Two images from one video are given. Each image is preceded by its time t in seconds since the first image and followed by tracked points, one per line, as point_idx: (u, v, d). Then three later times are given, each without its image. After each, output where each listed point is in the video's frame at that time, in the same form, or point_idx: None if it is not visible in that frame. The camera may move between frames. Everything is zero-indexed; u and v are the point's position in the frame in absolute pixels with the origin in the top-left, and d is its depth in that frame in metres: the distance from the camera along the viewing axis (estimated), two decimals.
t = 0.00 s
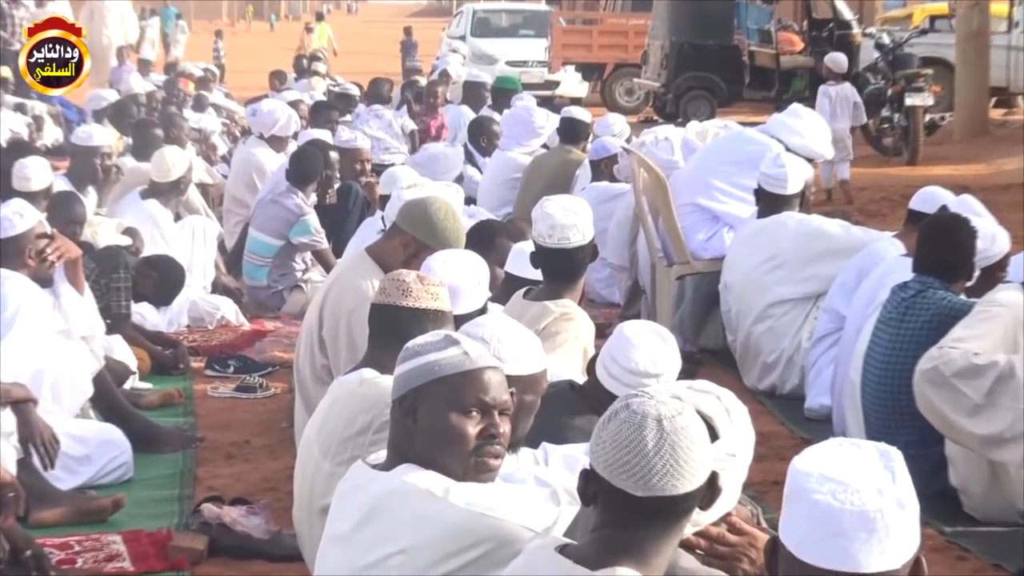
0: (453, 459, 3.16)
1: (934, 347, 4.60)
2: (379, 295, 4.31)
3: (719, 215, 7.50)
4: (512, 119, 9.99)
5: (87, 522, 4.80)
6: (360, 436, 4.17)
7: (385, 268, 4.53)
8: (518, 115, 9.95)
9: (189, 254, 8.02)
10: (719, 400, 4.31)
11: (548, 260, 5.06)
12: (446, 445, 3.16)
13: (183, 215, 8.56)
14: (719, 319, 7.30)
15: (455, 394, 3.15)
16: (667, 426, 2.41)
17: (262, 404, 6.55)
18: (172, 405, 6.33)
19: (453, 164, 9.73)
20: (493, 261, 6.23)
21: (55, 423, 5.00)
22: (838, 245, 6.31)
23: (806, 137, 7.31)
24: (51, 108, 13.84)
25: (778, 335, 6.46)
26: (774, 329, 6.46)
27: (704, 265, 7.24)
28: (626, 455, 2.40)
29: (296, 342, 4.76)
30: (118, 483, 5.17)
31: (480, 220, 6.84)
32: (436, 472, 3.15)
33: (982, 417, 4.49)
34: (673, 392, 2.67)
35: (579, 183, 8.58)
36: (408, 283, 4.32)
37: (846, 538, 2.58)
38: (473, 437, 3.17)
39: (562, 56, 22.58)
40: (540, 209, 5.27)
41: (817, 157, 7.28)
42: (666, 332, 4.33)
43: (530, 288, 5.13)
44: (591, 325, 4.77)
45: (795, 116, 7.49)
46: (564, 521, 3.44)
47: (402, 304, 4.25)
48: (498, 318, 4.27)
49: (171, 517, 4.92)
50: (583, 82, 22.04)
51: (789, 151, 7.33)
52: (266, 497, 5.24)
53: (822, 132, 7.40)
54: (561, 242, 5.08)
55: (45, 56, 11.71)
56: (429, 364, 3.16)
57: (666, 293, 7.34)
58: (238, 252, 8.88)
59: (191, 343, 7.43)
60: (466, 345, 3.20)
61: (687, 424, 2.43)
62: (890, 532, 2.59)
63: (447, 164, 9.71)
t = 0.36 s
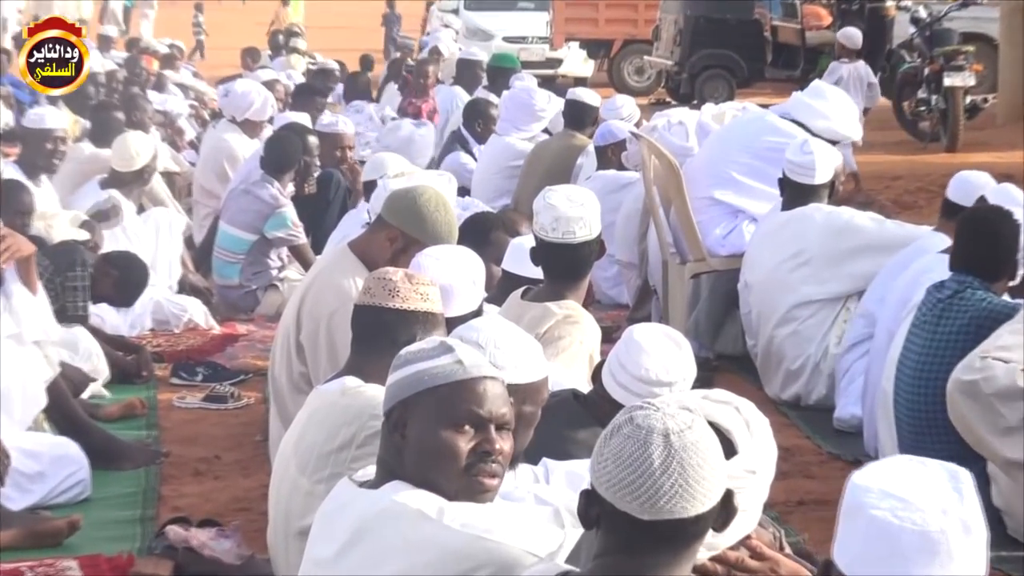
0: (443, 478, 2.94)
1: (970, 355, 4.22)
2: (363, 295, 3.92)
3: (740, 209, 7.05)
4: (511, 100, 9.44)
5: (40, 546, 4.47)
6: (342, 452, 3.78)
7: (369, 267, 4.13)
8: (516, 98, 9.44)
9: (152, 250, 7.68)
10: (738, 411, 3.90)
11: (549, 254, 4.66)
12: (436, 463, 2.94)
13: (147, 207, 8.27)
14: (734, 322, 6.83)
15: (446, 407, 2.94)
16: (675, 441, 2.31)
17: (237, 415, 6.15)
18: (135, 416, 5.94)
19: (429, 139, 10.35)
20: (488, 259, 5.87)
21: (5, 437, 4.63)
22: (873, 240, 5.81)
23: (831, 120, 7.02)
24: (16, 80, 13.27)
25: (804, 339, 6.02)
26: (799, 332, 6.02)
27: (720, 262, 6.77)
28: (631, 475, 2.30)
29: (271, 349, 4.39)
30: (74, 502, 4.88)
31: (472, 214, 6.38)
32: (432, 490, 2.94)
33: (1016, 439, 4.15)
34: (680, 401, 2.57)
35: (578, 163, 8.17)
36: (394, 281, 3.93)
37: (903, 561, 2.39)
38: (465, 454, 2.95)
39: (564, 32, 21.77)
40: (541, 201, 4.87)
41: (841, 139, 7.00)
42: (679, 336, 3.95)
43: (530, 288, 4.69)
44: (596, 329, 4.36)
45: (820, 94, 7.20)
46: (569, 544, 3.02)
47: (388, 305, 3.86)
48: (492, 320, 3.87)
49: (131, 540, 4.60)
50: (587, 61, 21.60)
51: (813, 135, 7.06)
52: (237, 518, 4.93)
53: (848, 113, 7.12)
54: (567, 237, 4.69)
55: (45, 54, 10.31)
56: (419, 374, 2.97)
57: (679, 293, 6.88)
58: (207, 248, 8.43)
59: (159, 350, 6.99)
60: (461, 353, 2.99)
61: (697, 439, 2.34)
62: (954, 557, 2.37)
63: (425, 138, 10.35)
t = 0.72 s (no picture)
0: (432, 499, 2.61)
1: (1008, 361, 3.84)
2: (342, 294, 3.58)
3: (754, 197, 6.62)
4: (506, 82, 9.07)
5: None
6: (319, 465, 3.44)
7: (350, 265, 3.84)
8: (514, 75, 9.08)
9: (111, 246, 7.36)
10: (754, 422, 3.57)
11: (544, 249, 4.31)
12: (422, 481, 2.61)
13: (105, 196, 7.94)
14: (748, 326, 6.41)
15: (435, 420, 2.61)
16: (685, 455, 2.23)
17: (203, 427, 5.87)
18: (93, 426, 5.62)
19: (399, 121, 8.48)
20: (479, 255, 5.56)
21: None
22: (901, 234, 5.46)
23: (852, 96, 6.79)
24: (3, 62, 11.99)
25: (826, 343, 5.66)
26: (820, 336, 5.67)
27: (734, 259, 6.33)
28: (639, 490, 2.22)
29: (242, 351, 4.10)
30: (25, 522, 4.59)
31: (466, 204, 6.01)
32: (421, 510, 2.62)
33: None
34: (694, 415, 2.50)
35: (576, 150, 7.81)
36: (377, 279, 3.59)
37: None
38: (455, 473, 2.61)
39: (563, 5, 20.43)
40: (537, 192, 4.52)
41: (864, 117, 6.78)
42: (692, 341, 3.63)
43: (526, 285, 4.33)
44: (598, 330, 4.01)
45: (841, 76, 7.00)
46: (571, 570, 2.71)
47: (370, 306, 3.52)
48: (485, 321, 3.54)
49: (90, 563, 4.34)
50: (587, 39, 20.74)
51: (834, 112, 6.84)
52: (204, 539, 4.67)
53: (871, 92, 6.88)
54: (564, 230, 4.34)
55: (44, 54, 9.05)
56: (405, 382, 2.64)
57: (689, 291, 6.48)
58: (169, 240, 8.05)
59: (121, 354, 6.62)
60: (453, 360, 2.66)
61: (710, 452, 2.26)
62: None
63: (395, 120, 8.49)
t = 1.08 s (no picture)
0: (425, 526, 2.34)
1: None
2: (324, 299, 3.25)
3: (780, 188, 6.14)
4: (506, 65, 8.72)
5: None
6: (298, 487, 3.12)
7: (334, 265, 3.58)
8: (513, 56, 8.77)
9: (69, 247, 7.01)
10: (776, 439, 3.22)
11: (547, 250, 3.99)
12: (414, 506, 2.34)
13: (64, 189, 7.65)
14: (769, 335, 6.03)
15: (429, 437, 2.34)
16: (703, 474, 2.02)
17: (171, 445, 5.54)
18: (51, 444, 5.35)
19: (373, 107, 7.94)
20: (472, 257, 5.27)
21: None
22: (936, 232, 5.00)
23: (879, 77, 6.54)
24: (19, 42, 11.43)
25: (856, 353, 5.23)
26: (848, 344, 5.25)
27: (752, 260, 5.90)
28: (652, 512, 2.00)
29: (214, 362, 3.85)
30: None
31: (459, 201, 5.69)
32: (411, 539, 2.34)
33: None
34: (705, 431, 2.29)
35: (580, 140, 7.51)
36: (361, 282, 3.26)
37: None
38: (451, 496, 2.34)
39: None
40: (537, 186, 4.21)
41: (894, 100, 6.50)
42: (709, 350, 3.30)
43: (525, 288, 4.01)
44: (605, 338, 3.69)
45: (868, 55, 6.74)
46: None
47: (354, 313, 3.19)
48: (481, 329, 3.23)
49: None
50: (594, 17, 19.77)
51: (861, 94, 6.57)
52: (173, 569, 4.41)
53: (899, 71, 6.61)
54: (566, 230, 4.03)
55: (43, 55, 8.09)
56: (394, 396, 2.38)
57: (705, 297, 5.99)
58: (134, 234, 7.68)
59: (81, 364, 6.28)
60: (448, 372, 2.39)
61: (728, 471, 2.05)
62: None
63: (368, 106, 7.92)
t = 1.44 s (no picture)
0: (405, 550, 2.03)
1: None
2: (292, 304, 2.92)
3: (802, 177, 5.73)
4: (495, 43, 8.38)
5: None
6: (265, 513, 2.78)
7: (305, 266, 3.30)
8: (505, 32, 8.44)
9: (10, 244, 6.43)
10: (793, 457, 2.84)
11: (541, 251, 3.66)
12: (394, 531, 2.04)
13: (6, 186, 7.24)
14: (789, 343, 5.57)
15: (408, 454, 2.03)
16: (710, 495, 1.70)
17: (124, 466, 5.22)
18: None
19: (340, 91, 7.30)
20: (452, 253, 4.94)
21: None
22: (974, 229, 4.56)
23: (913, 58, 6.24)
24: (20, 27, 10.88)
25: (886, 363, 4.82)
26: (877, 353, 4.83)
27: (770, 260, 5.53)
28: (654, 539, 1.68)
29: (171, 373, 3.55)
30: None
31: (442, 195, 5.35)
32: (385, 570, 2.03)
33: None
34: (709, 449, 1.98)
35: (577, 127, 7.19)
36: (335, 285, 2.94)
37: None
38: (436, 519, 2.04)
39: None
40: (530, 179, 3.86)
41: (930, 84, 6.22)
42: (721, 362, 2.96)
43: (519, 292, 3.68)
44: (603, 348, 3.36)
45: (901, 34, 6.43)
46: None
47: (327, 318, 2.87)
48: (467, 336, 2.90)
49: None
50: None
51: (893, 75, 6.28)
52: None
53: (935, 52, 6.31)
54: (562, 227, 3.70)
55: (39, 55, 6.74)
56: (367, 410, 2.06)
57: (719, 299, 5.64)
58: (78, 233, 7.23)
59: (24, 377, 5.91)
60: (427, 381, 2.09)
61: (738, 493, 1.73)
62: None
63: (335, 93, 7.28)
